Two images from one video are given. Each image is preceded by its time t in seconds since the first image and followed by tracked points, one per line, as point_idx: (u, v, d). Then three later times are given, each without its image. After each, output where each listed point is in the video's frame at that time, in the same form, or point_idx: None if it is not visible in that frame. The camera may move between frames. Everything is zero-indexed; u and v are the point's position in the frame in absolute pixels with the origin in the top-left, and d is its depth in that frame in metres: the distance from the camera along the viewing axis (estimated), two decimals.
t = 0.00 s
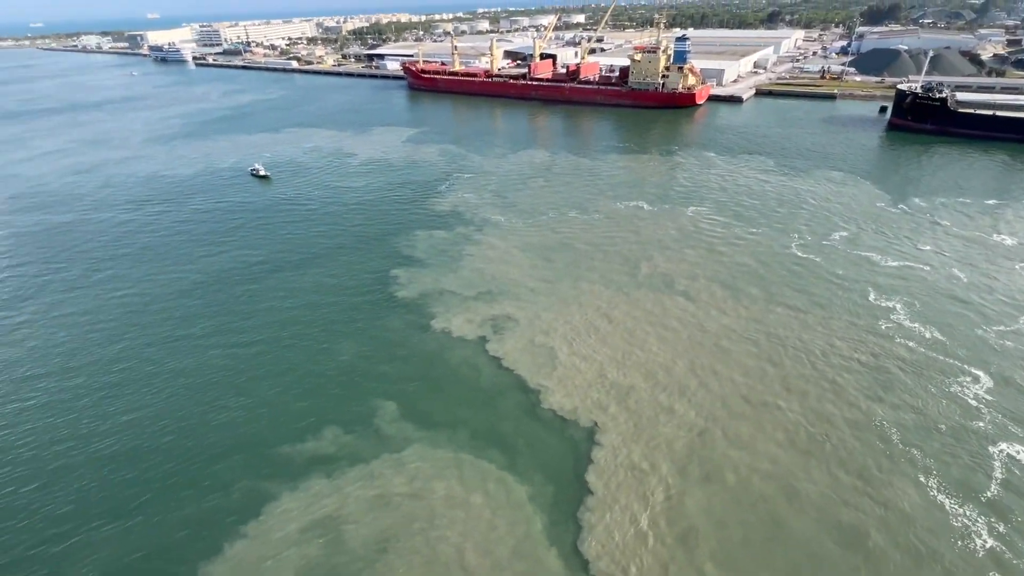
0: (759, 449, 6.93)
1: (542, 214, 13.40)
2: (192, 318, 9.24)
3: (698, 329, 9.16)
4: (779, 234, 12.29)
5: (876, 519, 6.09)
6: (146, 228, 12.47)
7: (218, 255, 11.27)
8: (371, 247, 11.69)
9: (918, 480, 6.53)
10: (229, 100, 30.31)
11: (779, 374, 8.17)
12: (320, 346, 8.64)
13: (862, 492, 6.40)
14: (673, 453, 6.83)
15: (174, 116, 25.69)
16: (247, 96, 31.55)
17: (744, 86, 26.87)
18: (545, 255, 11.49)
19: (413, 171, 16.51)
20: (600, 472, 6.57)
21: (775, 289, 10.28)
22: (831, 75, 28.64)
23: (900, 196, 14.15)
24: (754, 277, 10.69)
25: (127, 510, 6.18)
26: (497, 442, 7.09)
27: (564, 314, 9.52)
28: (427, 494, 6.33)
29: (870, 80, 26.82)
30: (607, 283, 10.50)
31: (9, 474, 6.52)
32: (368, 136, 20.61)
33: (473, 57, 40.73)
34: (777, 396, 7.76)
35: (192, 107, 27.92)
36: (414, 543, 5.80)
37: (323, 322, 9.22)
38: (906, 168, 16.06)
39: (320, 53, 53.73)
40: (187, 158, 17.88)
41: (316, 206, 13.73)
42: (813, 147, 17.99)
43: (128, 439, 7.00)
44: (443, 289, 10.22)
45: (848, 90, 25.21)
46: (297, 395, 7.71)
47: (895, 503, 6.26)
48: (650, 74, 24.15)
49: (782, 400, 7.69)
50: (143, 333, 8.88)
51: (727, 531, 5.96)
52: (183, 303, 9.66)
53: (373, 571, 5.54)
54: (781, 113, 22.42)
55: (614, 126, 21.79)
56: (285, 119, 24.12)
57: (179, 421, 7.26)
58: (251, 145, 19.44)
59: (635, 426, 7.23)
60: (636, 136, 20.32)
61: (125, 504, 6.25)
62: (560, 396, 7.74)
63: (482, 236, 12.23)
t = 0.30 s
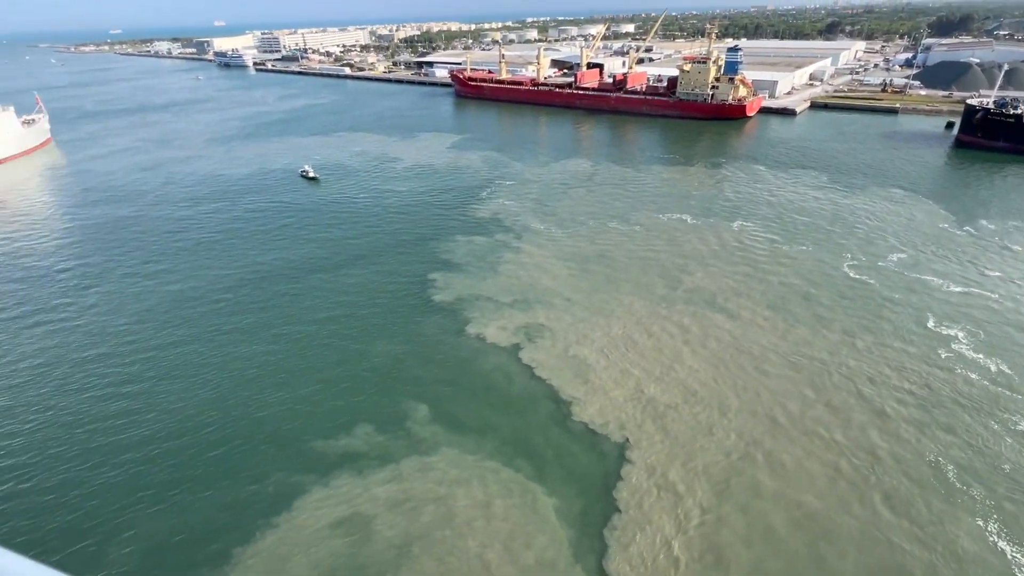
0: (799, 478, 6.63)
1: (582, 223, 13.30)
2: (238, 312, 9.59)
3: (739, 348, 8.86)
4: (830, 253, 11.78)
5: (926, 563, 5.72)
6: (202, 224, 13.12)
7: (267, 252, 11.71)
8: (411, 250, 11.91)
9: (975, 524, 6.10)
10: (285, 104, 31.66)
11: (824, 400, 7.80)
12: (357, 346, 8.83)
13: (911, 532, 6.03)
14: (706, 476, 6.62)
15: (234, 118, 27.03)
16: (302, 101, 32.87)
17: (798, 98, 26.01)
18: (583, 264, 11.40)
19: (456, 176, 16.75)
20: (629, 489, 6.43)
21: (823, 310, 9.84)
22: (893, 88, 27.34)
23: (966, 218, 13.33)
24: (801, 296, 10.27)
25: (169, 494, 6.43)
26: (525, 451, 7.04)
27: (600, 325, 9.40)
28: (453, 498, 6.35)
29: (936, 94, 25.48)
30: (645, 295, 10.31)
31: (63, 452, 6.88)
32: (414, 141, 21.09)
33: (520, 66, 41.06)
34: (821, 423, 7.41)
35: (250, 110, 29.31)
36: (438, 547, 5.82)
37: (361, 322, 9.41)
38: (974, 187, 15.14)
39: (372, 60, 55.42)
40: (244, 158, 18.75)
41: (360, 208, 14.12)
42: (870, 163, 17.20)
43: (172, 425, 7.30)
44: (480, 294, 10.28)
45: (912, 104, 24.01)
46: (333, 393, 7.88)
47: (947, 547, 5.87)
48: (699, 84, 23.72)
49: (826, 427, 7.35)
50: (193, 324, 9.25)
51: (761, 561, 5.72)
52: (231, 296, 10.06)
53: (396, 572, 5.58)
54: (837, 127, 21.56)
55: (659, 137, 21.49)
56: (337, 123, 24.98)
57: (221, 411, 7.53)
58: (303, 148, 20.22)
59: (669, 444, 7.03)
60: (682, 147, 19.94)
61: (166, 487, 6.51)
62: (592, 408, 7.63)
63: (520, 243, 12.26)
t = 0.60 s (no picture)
0: (843, 514, 6.27)
1: (622, 235, 13.14)
2: (279, 310, 9.89)
3: (783, 371, 8.51)
4: (885, 276, 11.19)
5: None
6: (253, 224, 13.67)
7: (311, 253, 12.09)
8: (449, 256, 12.04)
9: None
10: (336, 111, 32.81)
11: (873, 432, 7.38)
12: (392, 349, 8.95)
13: None
14: (741, 503, 6.35)
15: (288, 123, 28.21)
16: (352, 108, 33.99)
17: (855, 113, 24.97)
18: (621, 277, 11.25)
19: (497, 185, 16.89)
20: (660, 512, 6.24)
21: (876, 336, 9.34)
22: (960, 105, 25.88)
23: None
24: (851, 320, 9.79)
25: (206, 484, 6.63)
26: (554, 464, 6.95)
27: (636, 340, 9.22)
28: (479, 506, 6.32)
29: (1008, 112, 23.97)
30: (685, 312, 10.05)
31: (109, 436, 7.20)
32: (457, 149, 21.42)
33: (565, 77, 41.19)
34: (869, 456, 7.02)
35: (304, 116, 30.52)
36: (462, 555, 5.79)
37: (396, 325, 9.54)
38: None
39: (422, 70, 56.85)
40: (295, 162, 19.53)
41: (402, 214, 14.42)
42: (932, 183, 16.31)
43: (213, 417, 7.55)
44: (515, 303, 10.27)
45: (981, 122, 22.66)
46: (367, 394, 8.00)
47: None
48: (749, 98, 23.13)
49: (874, 460, 6.95)
50: (238, 320, 9.58)
51: None
52: (275, 295, 10.39)
53: None
54: (896, 145, 20.57)
55: (705, 150, 21.05)
56: (384, 130, 25.70)
57: (260, 405, 7.75)
58: (351, 154, 20.88)
59: (703, 468, 6.79)
60: (729, 162, 19.46)
61: (200, 478, 6.72)
62: (624, 425, 7.46)
63: (558, 254, 12.21)
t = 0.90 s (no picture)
0: (892, 558, 5.88)
1: (664, 251, 12.89)
2: (319, 311, 10.14)
3: (831, 400, 8.08)
4: (948, 304, 10.50)
5: None
6: (302, 228, 14.18)
7: (355, 257, 12.41)
8: (488, 266, 12.11)
9: None
10: (386, 120, 33.78)
11: (929, 471, 6.90)
12: (428, 356, 9.03)
13: None
14: (780, 538, 6.05)
15: (340, 132, 29.24)
16: (401, 118, 34.90)
17: (920, 131, 23.72)
18: (661, 294, 11.01)
19: (538, 196, 16.91)
20: (692, 540, 6.02)
21: (935, 368, 8.77)
22: None
23: None
24: (909, 349, 9.23)
25: (242, 476, 6.79)
26: (584, 481, 6.82)
27: (675, 359, 8.97)
28: (506, 519, 6.26)
29: None
30: (727, 332, 9.72)
31: (151, 422, 7.50)
32: (501, 160, 21.62)
33: (612, 90, 41.00)
34: (924, 497, 6.56)
35: (355, 125, 31.57)
36: (487, 567, 5.75)
37: (432, 332, 9.64)
38: None
39: (470, 81, 57.87)
40: (344, 170, 20.18)
41: (444, 222, 14.64)
42: (1004, 207, 15.27)
43: (253, 410, 7.76)
44: (552, 315, 10.21)
45: None
46: (400, 399, 8.08)
47: None
48: (803, 113, 22.35)
49: (930, 503, 6.49)
50: (282, 318, 9.88)
51: None
52: (318, 296, 10.68)
53: None
54: (964, 165, 19.40)
55: (754, 166, 20.45)
56: (431, 140, 26.26)
57: (297, 403, 7.94)
58: (398, 162, 21.42)
59: (740, 496, 6.51)
60: (780, 179, 18.80)
61: (233, 468, 6.90)
62: (658, 446, 7.25)
63: (598, 267, 12.08)
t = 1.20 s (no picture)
0: None
1: (709, 269, 12.55)
2: (360, 315, 10.37)
3: (887, 434, 7.58)
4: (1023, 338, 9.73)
5: None
6: (349, 234, 14.64)
7: (398, 264, 12.69)
8: (528, 277, 12.12)
9: None
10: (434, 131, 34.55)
11: (996, 519, 6.37)
12: (464, 364, 9.07)
13: None
14: None
15: (390, 142, 30.15)
16: (449, 129, 35.62)
17: (994, 151, 22.24)
18: (705, 313, 10.70)
19: (581, 209, 16.83)
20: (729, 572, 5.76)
21: (1006, 408, 8.12)
22: None
23: None
24: (976, 385, 8.59)
25: (280, 471, 6.94)
26: (617, 501, 6.65)
27: (717, 381, 8.67)
28: (535, 534, 6.17)
29: None
30: (774, 356, 9.32)
31: (197, 412, 7.80)
32: (546, 173, 21.68)
33: (661, 104, 40.51)
34: (990, 547, 6.04)
35: (404, 136, 32.44)
36: None
37: (469, 341, 9.69)
38: None
39: (518, 94, 58.52)
40: (392, 179, 20.75)
41: (486, 232, 14.78)
42: None
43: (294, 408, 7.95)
44: (590, 330, 10.08)
45: None
46: (435, 406, 8.14)
47: None
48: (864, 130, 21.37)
49: (997, 554, 5.97)
50: (326, 320, 10.16)
51: None
52: (362, 300, 10.95)
53: None
54: None
55: (808, 184, 19.69)
56: (477, 151, 26.64)
57: (336, 402, 8.09)
58: (444, 172, 21.84)
59: (783, 530, 6.18)
60: (837, 198, 17.99)
61: (269, 462, 7.08)
62: (697, 470, 6.99)
63: (639, 283, 11.87)
